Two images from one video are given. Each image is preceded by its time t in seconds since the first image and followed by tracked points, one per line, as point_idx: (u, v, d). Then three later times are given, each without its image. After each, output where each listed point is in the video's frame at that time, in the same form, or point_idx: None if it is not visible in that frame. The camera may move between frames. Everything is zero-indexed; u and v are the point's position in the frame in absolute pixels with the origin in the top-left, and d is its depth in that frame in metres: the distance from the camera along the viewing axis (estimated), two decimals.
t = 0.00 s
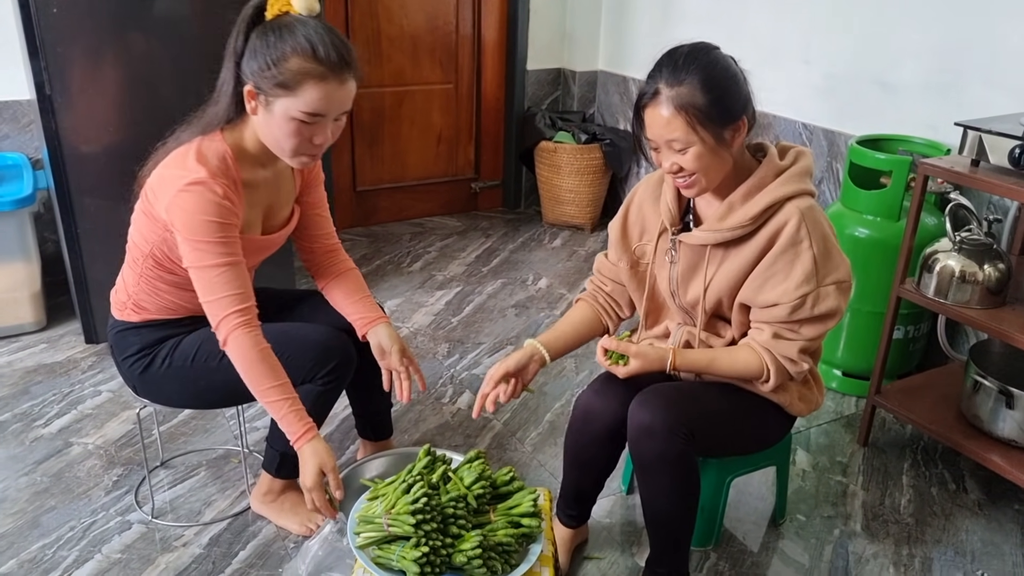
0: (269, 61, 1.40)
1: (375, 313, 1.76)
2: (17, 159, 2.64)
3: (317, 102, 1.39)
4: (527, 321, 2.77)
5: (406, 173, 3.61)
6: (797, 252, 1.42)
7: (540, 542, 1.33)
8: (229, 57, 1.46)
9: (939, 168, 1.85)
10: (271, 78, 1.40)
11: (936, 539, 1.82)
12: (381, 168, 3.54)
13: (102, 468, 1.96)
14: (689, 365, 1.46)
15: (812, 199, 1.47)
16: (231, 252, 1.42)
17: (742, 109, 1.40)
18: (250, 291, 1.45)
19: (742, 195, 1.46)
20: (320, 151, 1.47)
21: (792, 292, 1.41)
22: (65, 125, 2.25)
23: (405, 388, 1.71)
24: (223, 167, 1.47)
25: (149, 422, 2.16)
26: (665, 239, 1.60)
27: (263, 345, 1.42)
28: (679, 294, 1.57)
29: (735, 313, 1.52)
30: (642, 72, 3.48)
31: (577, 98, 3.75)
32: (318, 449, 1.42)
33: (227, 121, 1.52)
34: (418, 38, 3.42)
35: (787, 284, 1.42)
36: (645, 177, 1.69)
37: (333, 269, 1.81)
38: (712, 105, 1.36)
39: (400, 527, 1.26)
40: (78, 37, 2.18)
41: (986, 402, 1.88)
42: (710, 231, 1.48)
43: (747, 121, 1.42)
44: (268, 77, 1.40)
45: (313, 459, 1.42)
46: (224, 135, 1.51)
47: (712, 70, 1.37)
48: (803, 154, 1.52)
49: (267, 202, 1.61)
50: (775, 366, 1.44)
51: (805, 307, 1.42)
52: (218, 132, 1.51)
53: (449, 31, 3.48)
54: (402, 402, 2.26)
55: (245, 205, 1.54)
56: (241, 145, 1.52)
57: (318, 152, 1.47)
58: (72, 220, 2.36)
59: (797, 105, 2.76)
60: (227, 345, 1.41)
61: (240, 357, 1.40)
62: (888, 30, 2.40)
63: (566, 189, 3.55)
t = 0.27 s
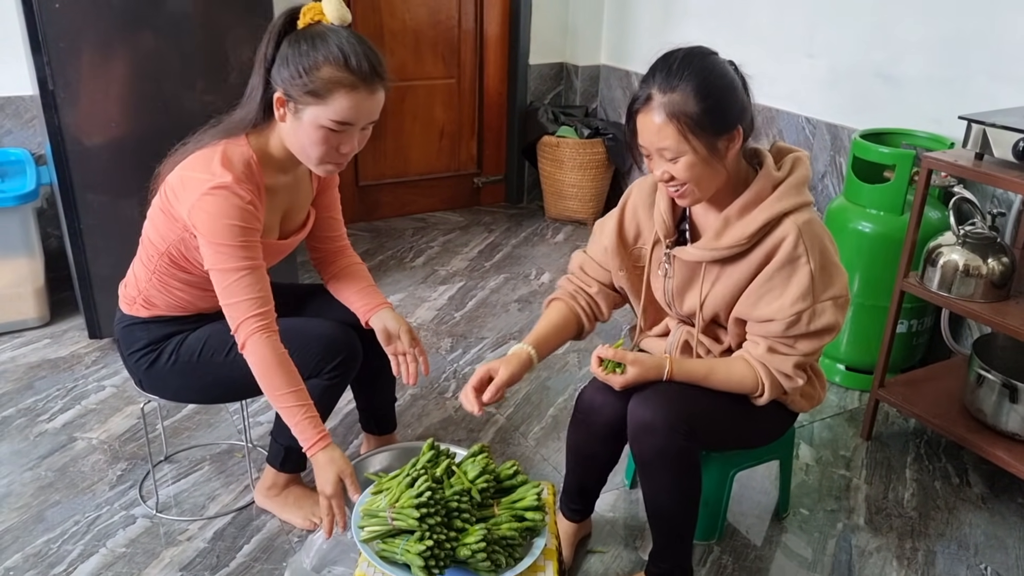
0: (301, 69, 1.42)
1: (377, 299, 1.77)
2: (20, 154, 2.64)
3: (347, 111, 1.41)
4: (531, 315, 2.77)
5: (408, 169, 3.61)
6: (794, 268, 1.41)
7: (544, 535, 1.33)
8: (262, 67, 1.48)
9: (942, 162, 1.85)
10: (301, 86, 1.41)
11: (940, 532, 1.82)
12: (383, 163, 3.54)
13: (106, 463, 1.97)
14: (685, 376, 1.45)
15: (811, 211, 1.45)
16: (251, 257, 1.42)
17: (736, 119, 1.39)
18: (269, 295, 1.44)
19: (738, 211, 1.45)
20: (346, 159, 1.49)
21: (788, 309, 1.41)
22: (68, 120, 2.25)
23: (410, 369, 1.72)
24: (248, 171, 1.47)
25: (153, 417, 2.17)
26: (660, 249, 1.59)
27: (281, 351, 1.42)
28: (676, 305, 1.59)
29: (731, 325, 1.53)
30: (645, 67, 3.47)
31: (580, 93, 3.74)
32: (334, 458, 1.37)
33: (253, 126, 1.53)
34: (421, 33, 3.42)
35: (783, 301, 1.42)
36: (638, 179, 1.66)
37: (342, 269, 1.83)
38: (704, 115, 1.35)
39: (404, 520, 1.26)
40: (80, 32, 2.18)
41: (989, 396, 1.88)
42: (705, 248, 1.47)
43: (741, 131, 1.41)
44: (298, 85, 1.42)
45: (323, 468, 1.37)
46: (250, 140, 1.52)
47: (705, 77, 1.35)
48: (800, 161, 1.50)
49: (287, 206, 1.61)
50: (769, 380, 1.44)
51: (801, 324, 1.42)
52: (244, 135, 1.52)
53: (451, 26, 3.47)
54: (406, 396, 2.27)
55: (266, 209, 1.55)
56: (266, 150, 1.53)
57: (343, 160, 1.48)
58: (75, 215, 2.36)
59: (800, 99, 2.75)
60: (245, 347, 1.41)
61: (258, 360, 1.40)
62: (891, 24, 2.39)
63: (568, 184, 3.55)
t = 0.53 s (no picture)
0: (309, 64, 1.42)
1: (377, 292, 1.78)
2: (23, 149, 2.64)
3: (355, 106, 1.41)
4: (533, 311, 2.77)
5: (410, 164, 3.60)
6: (810, 276, 1.42)
7: (547, 530, 1.33)
8: (270, 63, 1.49)
9: (945, 156, 1.85)
10: (310, 80, 1.41)
11: (942, 527, 1.83)
12: (385, 159, 3.54)
13: (109, 458, 1.97)
14: (679, 370, 1.46)
15: (821, 217, 1.46)
16: (246, 251, 1.41)
17: (740, 132, 1.38)
18: (260, 288, 1.44)
19: (752, 224, 1.43)
20: (354, 154, 1.49)
21: (801, 317, 1.41)
22: (70, 116, 2.25)
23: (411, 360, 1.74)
24: (254, 165, 1.47)
25: (156, 412, 2.17)
26: (668, 264, 1.57)
27: (272, 342, 1.42)
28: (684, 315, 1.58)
29: (741, 332, 1.53)
30: (647, 62, 3.47)
31: (582, 88, 3.74)
32: (348, 420, 1.41)
33: (261, 120, 1.53)
34: (422, 28, 3.41)
35: (796, 309, 1.42)
36: (636, 186, 1.62)
37: (344, 264, 1.83)
38: (706, 126, 1.34)
39: (407, 515, 1.27)
40: (82, 28, 2.18)
41: (992, 391, 1.88)
42: (721, 265, 1.46)
43: (746, 142, 1.40)
44: (307, 79, 1.42)
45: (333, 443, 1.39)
46: (257, 135, 1.52)
47: (707, 87, 1.34)
48: (802, 165, 1.49)
49: (293, 201, 1.62)
50: (771, 385, 1.45)
51: (814, 331, 1.42)
52: (252, 130, 1.53)
53: (453, 21, 3.47)
54: (408, 391, 2.27)
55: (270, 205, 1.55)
56: (273, 144, 1.54)
57: (352, 156, 1.49)
58: (77, 210, 2.36)
59: (802, 94, 2.75)
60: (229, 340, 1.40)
61: (248, 349, 1.40)
62: (894, 18, 2.39)
63: (571, 179, 3.55)
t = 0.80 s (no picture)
0: (304, 51, 1.42)
1: (376, 288, 1.79)
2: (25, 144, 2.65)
3: (351, 91, 1.41)
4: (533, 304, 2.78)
5: (411, 158, 3.60)
6: (814, 271, 1.42)
7: (547, 522, 1.34)
8: (265, 52, 1.49)
9: (946, 150, 1.85)
10: (305, 67, 1.42)
11: (942, 520, 1.83)
12: (386, 153, 3.54)
13: (111, 451, 1.98)
14: (681, 364, 1.46)
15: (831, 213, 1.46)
16: (264, 237, 1.42)
17: (755, 124, 1.39)
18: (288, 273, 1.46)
19: (760, 216, 1.44)
20: (351, 141, 1.49)
21: (803, 311, 1.42)
22: (72, 110, 2.25)
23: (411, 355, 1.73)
24: (256, 154, 1.48)
25: (158, 405, 2.18)
26: (674, 251, 1.57)
27: (305, 322, 1.44)
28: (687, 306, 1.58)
29: (742, 322, 1.53)
30: (649, 56, 3.46)
31: (583, 82, 3.74)
32: (371, 420, 1.42)
33: (259, 111, 1.53)
34: (424, 22, 3.41)
35: (798, 303, 1.43)
36: (647, 174, 1.62)
37: (342, 256, 1.84)
38: (722, 119, 1.34)
39: (408, 507, 1.27)
40: (83, 22, 2.18)
41: (992, 384, 1.88)
42: (726, 255, 1.46)
43: (759, 134, 1.41)
44: (303, 66, 1.42)
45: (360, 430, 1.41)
46: (256, 126, 1.53)
47: (725, 80, 1.35)
48: (812, 159, 1.49)
49: (291, 191, 1.62)
50: (768, 378, 1.45)
51: (814, 325, 1.43)
52: (250, 121, 1.53)
53: (454, 14, 3.46)
54: (409, 385, 2.28)
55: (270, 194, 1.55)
56: (273, 135, 1.54)
57: (349, 143, 1.49)
58: (79, 205, 2.36)
59: (804, 88, 2.74)
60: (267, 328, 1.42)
61: (287, 334, 1.42)
62: (895, 12, 2.38)
63: (572, 173, 3.55)
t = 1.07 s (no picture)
0: (279, 29, 1.42)
1: (367, 268, 1.81)
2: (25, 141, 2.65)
3: (328, 69, 1.42)
4: (534, 301, 2.78)
5: (412, 155, 3.60)
6: (808, 252, 1.42)
7: (546, 518, 1.34)
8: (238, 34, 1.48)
9: (946, 146, 1.85)
10: (281, 46, 1.42)
11: (941, 516, 1.83)
12: (387, 150, 3.54)
13: (112, 447, 1.98)
14: (683, 358, 1.45)
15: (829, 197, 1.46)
16: (215, 225, 1.45)
17: (759, 106, 1.39)
18: (221, 262, 1.48)
19: (758, 194, 1.45)
20: (329, 119, 1.50)
21: (796, 291, 1.42)
22: (72, 107, 2.26)
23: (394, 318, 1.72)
24: (229, 139, 1.48)
25: (159, 402, 2.18)
26: (674, 232, 1.59)
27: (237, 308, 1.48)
28: (687, 288, 1.58)
29: (740, 305, 1.53)
30: (649, 53, 3.46)
31: (584, 79, 3.73)
32: (337, 317, 1.55)
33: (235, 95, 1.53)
34: (424, 19, 3.41)
35: (792, 283, 1.42)
36: (655, 160, 1.65)
37: (333, 242, 1.85)
38: (728, 103, 1.35)
39: (407, 502, 1.28)
40: (83, 19, 2.18)
41: (991, 380, 1.88)
42: (725, 231, 1.46)
43: (762, 116, 1.41)
44: (278, 45, 1.42)
45: (328, 339, 1.54)
46: (229, 109, 1.52)
47: (730, 65, 1.35)
48: (819, 148, 1.49)
49: (275, 175, 1.63)
50: (766, 360, 1.44)
51: (808, 307, 1.42)
52: (224, 104, 1.53)
53: (454, 11, 3.46)
54: (409, 381, 2.28)
55: (248, 177, 1.55)
56: (247, 118, 1.54)
57: (327, 121, 1.50)
58: (79, 202, 2.37)
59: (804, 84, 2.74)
60: (188, 312, 1.46)
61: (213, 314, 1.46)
62: (896, 8, 2.38)
63: (572, 170, 3.55)
